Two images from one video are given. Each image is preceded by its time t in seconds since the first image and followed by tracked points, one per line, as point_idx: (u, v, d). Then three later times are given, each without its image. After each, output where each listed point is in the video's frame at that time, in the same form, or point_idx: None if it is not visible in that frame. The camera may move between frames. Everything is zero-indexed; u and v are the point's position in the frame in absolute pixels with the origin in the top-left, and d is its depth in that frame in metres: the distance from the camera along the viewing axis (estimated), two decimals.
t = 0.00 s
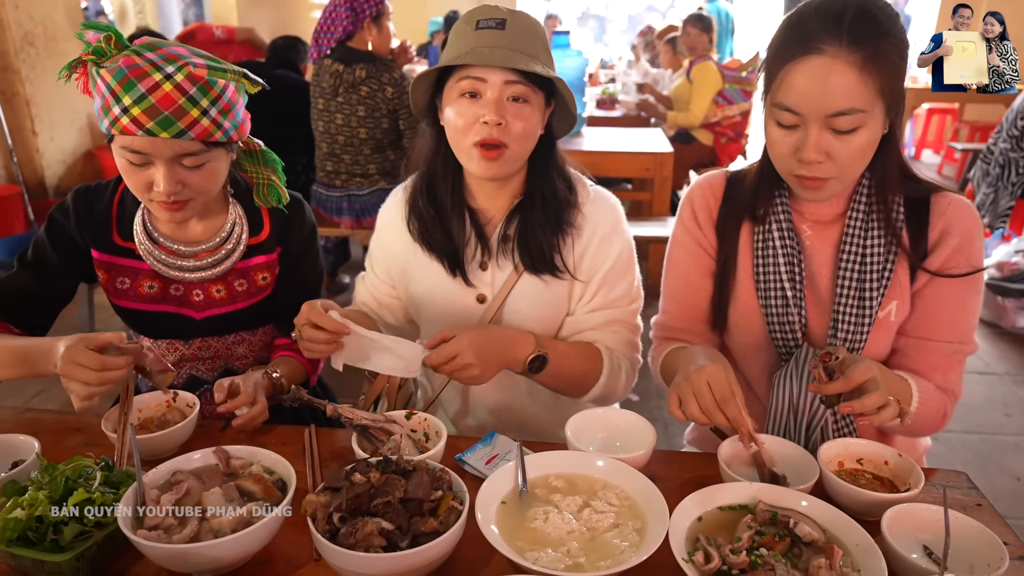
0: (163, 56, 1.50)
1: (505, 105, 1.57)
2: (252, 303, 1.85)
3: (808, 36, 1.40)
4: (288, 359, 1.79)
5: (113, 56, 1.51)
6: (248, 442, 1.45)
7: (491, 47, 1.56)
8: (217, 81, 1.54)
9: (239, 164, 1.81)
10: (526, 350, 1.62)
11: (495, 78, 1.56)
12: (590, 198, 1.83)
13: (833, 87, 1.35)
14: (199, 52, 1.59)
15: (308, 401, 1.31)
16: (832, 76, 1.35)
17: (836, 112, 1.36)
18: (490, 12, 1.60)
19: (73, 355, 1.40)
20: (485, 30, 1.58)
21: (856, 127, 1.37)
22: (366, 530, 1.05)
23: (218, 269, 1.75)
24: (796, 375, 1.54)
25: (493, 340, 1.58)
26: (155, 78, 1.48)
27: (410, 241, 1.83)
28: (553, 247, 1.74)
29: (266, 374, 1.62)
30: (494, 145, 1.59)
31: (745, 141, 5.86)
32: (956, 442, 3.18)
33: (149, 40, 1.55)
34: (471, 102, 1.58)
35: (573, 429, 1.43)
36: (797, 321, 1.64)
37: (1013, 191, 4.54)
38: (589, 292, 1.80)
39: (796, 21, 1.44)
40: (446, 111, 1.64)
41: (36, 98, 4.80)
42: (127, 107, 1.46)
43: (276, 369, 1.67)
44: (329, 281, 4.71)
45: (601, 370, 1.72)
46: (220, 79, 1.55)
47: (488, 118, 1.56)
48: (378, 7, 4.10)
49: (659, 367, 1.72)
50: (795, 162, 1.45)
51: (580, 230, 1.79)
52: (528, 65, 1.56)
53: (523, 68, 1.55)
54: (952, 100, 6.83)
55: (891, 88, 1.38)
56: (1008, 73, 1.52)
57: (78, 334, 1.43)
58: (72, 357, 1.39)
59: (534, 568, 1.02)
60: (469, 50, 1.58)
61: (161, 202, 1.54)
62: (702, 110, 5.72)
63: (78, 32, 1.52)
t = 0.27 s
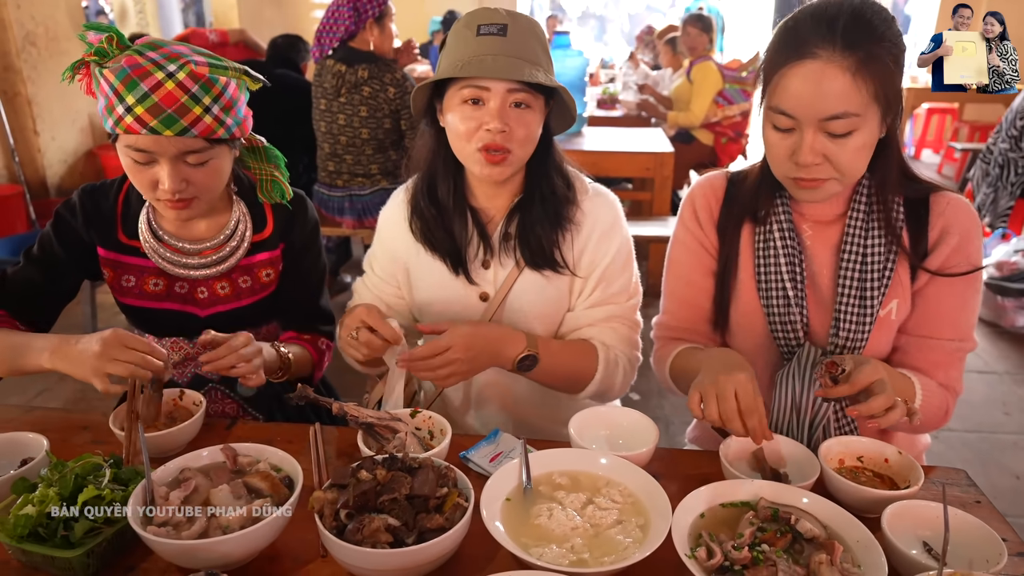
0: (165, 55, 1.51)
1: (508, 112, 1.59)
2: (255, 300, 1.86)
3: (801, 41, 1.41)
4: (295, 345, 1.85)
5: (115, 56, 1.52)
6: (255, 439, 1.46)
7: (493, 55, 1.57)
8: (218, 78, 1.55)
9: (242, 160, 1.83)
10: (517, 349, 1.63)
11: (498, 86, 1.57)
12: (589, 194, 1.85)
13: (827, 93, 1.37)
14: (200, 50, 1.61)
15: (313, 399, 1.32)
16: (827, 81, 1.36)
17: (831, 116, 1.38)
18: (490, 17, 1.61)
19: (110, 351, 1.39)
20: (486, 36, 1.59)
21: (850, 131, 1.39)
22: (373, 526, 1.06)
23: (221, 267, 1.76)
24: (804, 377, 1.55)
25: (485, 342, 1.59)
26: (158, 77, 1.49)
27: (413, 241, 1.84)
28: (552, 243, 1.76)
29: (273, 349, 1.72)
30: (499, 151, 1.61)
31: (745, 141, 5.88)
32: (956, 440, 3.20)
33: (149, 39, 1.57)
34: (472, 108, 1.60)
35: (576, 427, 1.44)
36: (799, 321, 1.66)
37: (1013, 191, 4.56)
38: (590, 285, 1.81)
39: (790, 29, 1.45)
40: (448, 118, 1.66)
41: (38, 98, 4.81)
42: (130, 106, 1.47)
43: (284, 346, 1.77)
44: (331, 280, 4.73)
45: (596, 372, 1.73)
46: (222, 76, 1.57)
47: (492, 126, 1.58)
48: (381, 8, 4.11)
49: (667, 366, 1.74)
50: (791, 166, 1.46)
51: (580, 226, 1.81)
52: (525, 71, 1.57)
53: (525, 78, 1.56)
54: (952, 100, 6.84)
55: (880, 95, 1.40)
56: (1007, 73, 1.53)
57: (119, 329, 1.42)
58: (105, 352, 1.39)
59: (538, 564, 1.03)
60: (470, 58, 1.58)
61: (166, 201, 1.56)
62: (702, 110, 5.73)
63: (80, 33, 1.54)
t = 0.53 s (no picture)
0: (160, 57, 1.52)
1: (519, 119, 1.60)
2: (257, 297, 1.88)
3: (802, 32, 1.43)
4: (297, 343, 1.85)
5: (111, 59, 1.53)
6: (258, 437, 1.48)
7: (506, 62, 1.57)
8: (213, 79, 1.56)
9: (241, 158, 1.84)
10: (527, 354, 1.65)
11: (511, 94, 1.58)
12: (587, 192, 1.86)
13: (823, 83, 1.38)
14: (195, 51, 1.61)
15: (316, 397, 1.33)
16: (823, 74, 1.38)
17: (821, 103, 1.39)
18: (503, 21, 1.61)
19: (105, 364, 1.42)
20: (498, 41, 1.59)
21: (840, 122, 1.40)
22: (376, 523, 1.07)
23: (223, 265, 1.78)
24: (798, 373, 1.59)
25: (497, 345, 1.60)
26: (153, 80, 1.50)
27: (412, 239, 1.85)
28: (554, 238, 1.78)
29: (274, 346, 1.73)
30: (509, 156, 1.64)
31: (744, 141, 5.89)
32: (954, 438, 3.21)
33: (146, 41, 1.57)
34: (484, 113, 1.60)
35: (576, 425, 1.45)
36: (801, 321, 1.67)
37: (1010, 192, 4.59)
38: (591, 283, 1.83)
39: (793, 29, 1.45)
40: (455, 122, 1.67)
41: (38, 98, 4.82)
42: (126, 109, 1.48)
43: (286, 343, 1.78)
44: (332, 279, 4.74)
45: (601, 368, 1.74)
46: (217, 77, 1.57)
47: (504, 132, 1.60)
48: (381, 8, 4.12)
49: (675, 371, 1.74)
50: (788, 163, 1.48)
51: (579, 223, 1.83)
52: (534, 77, 1.58)
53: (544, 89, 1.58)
54: (950, 100, 6.87)
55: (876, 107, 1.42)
56: (1007, 73, 1.54)
57: (111, 339, 1.45)
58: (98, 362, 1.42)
59: (538, 560, 1.05)
60: (483, 62, 1.58)
61: (165, 201, 1.57)
62: (702, 109, 5.74)
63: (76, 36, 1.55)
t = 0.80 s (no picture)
0: (149, 62, 1.53)
1: (518, 123, 1.62)
2: (253, 296, 1.89)
3: (799, 30, 1.47)
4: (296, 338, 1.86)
5: (102, 63, 1.54)
6: (257, 435, 1.49)
7: (504, 68, 1.59)
8: (203, 83, 1.57)
9: (234, 160, 1.84)
10: (539, 349, 1.67)
11: (512, 99, 1.59)
12: (579, 191, 1.88)
13: (796, 66, 1.45)
14: (186, 54, 1.61)
15: (313, 396, 1.36)
16: (795, 57, 1.45)
17: (790, 84, 1.46)
18: (503, 26, 1.63)
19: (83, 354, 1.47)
20: (498, 46, 1.61)
21: (804, 107, 1.44)
22: (372, 520, 1.09)
23: (216, 266, 1.80)
24: (792, 376, 1.66)
25: (513, 340, 1.63)
26: (141, 85, 1.51)
27: (407, 240, 1.86)
28: (551, 236, 1.80)
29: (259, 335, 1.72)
30: (508, 158, 1.65)
31: (743, 141, 5.90)
32: (950, 438, 3.23)
33: (136, 44, 1.58)
34: (484, 117, 1.62)
35: (571, 423, 1.47)
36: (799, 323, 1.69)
37: (1005, 193, 4.61)
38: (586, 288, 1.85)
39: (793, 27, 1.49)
40: (454, 124, 1.68)
41: (38, 98, 4.83)
42: (115, 115, 1.50)
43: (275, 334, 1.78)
44: (331, 279, 4.76)
45: (608, 356, 1.77)
46: (206, 82, 1.58)
47: (504, 135, 1.61)
48: (380, 9, 4.13)
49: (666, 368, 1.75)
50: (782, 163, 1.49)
51: (574, 220, 1.84)
52: (535, 81, 1.61)
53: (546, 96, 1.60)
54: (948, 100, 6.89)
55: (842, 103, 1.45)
56: (1008, 73, 1.48)
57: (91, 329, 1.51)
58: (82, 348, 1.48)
59: (532, 556, 1.06)
60: (485, 67, 1.60)
61: (158, 205, 1.60)
62: (700, 109, 5.75)
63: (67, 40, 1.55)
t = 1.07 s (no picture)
0: (151, 63, 1.53)
1: (510, 120, 1.63)
2: (252, 298, 1.90)
3: (797, 33, 1.47)
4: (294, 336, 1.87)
5: (103, 64, 1.53)
6: (255, 434, 1.50)
7: (496, 64, 1.60)
8: (204, 84, 1.57)
9: (234, 159, 1.84)
10: (534, 354, 1.67)
11: (501, 95, 1.60)
12: (579, 195, 1.89)
13: (795, 65, 1.46)
14: (187, 54, 1.61)
15: (311, 395, 1.37)
16: (794, 56, 1.46)
17: (787, 84, 1.47)
18: (491, 25, 1.64)
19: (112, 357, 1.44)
20: (488, 45, 1.62)
21: (800, 107, 1.46)
22: (368, 518, 1.10)
23: (217, 267, 1.81)
24: (784, 376, 1.68)
25: (507, 341, 1.62)
26: (144, 86, 1.51)
27: (407, 241, 1.87)
28: (550, 240, 1.80)
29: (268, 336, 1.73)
30: (500, 155, 1.66)
31: (741, 141, 5.91)
32: (946, 437, 3.24)
33: (136, 44, 1.58)
34: (475, 115, 1.63)
35: (567, 422, 1.48)
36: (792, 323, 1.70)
37: (1003, 193, 4.62)
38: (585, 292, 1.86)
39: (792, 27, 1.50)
40: (448, 124, 1.69)
41: (38, 99, 4.84)
42: (117, 116, 1.50)
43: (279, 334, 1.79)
44: (330, 279, 4.77)
45: (604, 359, 1.77)
46: (207, 82, 1.58)
47: (495, 133, 1.62)
48: (378, 9, 4.14)
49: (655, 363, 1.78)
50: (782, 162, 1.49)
51: (573, 223, 1.85)
52: (525, 78, 1.61)
53: (532, 88, 1.61)
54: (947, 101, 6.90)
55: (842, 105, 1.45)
56: (1007, 73, 1.50)
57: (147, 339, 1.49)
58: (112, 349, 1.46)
59: (527, 554, 1.07)
60: (477, 65, 1.61)
61: (159, 205, 1.61)
62: (699, 110, 5.76)
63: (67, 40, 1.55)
